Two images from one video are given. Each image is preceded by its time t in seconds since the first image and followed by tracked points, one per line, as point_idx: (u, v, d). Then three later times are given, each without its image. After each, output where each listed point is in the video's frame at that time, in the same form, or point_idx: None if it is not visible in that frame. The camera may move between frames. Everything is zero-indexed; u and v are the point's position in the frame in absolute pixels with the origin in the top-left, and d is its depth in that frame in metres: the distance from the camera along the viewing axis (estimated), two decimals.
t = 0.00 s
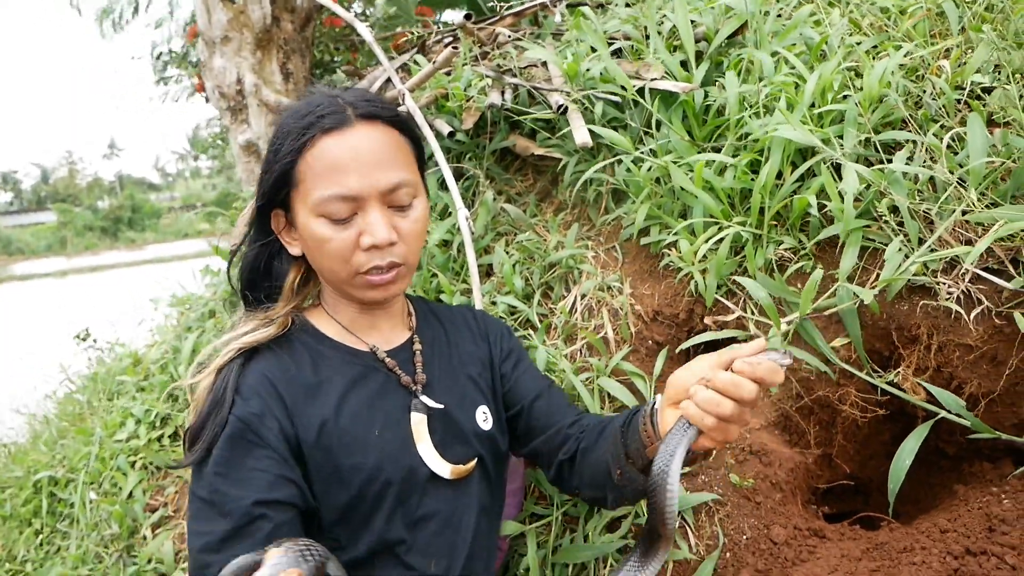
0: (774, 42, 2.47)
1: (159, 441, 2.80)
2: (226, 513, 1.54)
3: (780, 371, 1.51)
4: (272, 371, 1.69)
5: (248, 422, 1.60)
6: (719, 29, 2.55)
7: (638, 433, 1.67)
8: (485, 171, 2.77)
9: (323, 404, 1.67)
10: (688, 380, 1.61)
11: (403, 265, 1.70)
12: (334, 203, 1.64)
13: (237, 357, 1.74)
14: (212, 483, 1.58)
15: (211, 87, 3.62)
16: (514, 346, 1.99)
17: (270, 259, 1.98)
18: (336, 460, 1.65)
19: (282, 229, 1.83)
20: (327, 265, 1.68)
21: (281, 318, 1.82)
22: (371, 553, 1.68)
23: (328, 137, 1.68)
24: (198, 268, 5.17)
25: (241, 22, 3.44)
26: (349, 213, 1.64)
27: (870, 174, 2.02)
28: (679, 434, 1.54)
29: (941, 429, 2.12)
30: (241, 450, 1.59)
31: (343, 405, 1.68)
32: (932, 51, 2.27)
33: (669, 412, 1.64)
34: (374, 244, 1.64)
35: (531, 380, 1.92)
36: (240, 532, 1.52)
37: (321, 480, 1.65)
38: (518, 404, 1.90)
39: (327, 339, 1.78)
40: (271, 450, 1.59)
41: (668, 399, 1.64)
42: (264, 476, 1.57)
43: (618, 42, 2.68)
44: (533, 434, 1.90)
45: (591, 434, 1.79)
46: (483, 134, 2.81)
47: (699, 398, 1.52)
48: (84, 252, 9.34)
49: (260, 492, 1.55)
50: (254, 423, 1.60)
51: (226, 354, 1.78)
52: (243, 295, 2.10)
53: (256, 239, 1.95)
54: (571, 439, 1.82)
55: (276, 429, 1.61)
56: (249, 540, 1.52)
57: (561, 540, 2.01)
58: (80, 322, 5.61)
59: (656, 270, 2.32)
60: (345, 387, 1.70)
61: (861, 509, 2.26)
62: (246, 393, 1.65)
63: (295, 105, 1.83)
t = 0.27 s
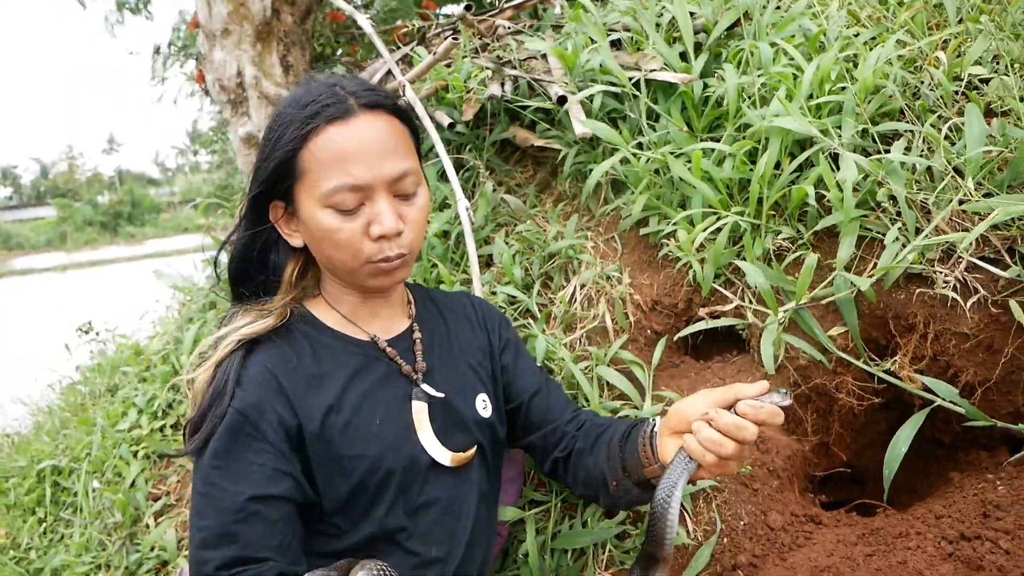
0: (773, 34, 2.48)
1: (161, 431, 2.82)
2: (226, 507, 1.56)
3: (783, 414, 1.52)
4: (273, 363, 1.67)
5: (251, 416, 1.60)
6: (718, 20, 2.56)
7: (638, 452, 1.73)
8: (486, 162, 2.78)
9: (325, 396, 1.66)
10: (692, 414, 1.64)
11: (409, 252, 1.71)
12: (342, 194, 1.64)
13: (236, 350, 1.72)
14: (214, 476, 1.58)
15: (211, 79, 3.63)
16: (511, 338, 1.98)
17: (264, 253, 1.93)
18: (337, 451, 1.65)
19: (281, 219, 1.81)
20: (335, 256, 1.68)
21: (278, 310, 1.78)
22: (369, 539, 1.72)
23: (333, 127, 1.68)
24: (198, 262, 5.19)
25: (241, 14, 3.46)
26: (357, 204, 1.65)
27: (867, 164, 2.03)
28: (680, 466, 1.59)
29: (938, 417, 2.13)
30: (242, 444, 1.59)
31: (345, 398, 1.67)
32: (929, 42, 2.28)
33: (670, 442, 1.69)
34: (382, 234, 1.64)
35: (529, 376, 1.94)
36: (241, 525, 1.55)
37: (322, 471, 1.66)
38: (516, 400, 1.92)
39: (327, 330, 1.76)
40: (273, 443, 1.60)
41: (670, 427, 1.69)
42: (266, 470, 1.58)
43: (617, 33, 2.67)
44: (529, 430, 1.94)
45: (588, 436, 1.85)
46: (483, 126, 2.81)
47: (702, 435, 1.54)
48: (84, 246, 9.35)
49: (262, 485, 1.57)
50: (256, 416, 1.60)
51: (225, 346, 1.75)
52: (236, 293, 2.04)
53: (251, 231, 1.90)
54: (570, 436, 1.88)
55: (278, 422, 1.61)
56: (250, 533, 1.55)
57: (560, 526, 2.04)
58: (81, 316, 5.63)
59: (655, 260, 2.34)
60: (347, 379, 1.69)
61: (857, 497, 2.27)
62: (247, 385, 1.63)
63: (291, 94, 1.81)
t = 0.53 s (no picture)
0: (770, 25, 2.48)
1: (161, 418, 2.84)
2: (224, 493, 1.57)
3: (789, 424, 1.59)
4: (275, 350, 1.67)
5: (251, 403, 1.61)
6: (716, 10, 2.57)
7: (648, 449, 1.80)
8: (484, 150, 2.79)
9: (326, 385, 1.65)
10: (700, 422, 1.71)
11: (411, 218, 1.71)
12: (343, 157, 1.66)
13: (238, 335, 1.73)
14: (213, 461, 1.60)
15: (211, 69, 3.63)
16: (516, 324, 2.00)
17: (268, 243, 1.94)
18: (336, 441, 1.65)
19: (282, 200, 1.82)
20: (336, 221, 1.67)
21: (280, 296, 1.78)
22: (367, 528, 1.69)
23: (333, 95, 1.71)
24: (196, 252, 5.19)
25: (241, 4, 3.45)
26: (358, 167, 1.67)
27: (862, 152, 2.06)
28: (690, 473, 1.67)
29: (931, 403, 2.15)
30: (242, 431, 1.60)
31: (345, 387, 1.67)
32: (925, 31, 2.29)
33: (679, 446, 1.76)
34: (383, 195, 1.66)
35: (535, 361, 1.97)
36: (236, 512, 1.56)
37: (319, 461, 1.65)
38: (524, 385, 1.96)
39: (329, 316, 1.76)
40: (272, 432, 1.60)
41: (678, 432, 1.75)
42: (264, 458, 1.59)
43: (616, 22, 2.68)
44: (538, 415, 1.98)
45: (598, 422, 1.90)
46: (482, 115, 2.81)
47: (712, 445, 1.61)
48: (83, 238, 9.36)
49: (259, 474, 1.58)
50: (257, 404, 1.61)
51: (227, 332, 1.76)
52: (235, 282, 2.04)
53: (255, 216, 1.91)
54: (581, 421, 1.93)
55: (278, 410, 1.61)
56: (244, 520, 1.56)
57: (557, 510, 2.05)
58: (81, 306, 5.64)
59: (651, 247, 2.36)
60: (347, 369, 1.68)
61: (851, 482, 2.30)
62: (248, 372, 1.64)
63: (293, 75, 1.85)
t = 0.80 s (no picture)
0: (764, 14, 2.49)
1: (159, 407, 2.85)
2: (241, 487, 1.56)
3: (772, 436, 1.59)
4: (295, 342, 1.64)
5: (270, 397, 1.59)
6: None
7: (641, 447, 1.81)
8: (481, 140, 2.79)
9: (345, 378, 1.63)
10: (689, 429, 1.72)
11: (439, 188, 1.71)
12: (371, 126, 1.70)
13: (257, 324, 1.69)
14: (230, 453, 1.58)
15: (207, 59, 3.63)
16: (530, 321, 2.00)
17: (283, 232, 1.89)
18: (353, 435, 1.63)
19: (305, 184, 1.79)
20: (366, 189, 1.67)
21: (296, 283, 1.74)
22: (374, 519, 1.69)
23: (358, 76, 1.77)
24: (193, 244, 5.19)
25: None
26: (386, 136, 1.70)
27: (856, 141, 2.06)
28: (672, 478, 1.74)
29: (926, 390, 2.16)
30: (260, 425, 1.58)
31: (362, 382, 1.64)
32: (918, 20, 2.29)
33: (666, 449, 1.78)
34: (413, 160, 1.67)
35: (546, 360, 1.98)
36: (253, 507, 1.55)
37: (336, 454, 1.64)
38: (535, 383, 1.98)
39: (348, 308, 1.72)
40: (291, 426, 1.58)
41: (666, 436, 1.77)
42: (283, 453, 1.57)
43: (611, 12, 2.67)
44: (545, 410, 2.01)
45: (597, 417, 1.92)
46: (478, 105, 2.81)
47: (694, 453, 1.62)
48: (81, 230, 9.36)
49: (278, 468, 1.57)
50: (276, 397, 1.59)
51: (243, 320, 1.71)
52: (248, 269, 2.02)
53: (275, 202, 1.87)
54: (584, 417, 1.93)
55: (297, 403, 1.59)
56: (262, 515, 1.55)
57: (555, 496, 2.07)
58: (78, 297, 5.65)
59: (648, 236, 2.37)
60: (364, 363, 1.65)
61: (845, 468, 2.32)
62: (267, 364, 1.61)
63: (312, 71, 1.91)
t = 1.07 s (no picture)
0: (758, 8, 2.49)
1: (154, 403, 2.85)
2: (246, 475, 1.55)
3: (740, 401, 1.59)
4: (303, 331, 1.62)
5: (277, 386, 1.57)
6: None
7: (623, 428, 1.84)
8: (476, 135, 2.79)
9: (352, 371, 1.62)
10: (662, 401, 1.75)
11: (459, 188, 1.70)
12: (400, 119, 1.68)
13: (265, 311, 1.67)
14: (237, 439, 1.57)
15: (202, 54, 3.63)
16: (533, 317, 1.97)
17: (298, 220, 1.89)
18: (358, 428, 1.62)
19: (324, 169, 1.76)
20: (388, 180, 1.65)
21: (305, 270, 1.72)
22: (372, 511, 1.69)
23: (391, 69, 1.76)
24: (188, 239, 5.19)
25: None
26: (414, 131, 1.69)
27: (848, 135, 2.06)
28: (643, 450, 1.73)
29: (919, 383, 2.17)
30: (268, 413, 1.56)
31: (368, 374, 1.63)
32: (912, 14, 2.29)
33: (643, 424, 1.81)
34: (437, 157, 1.66)
35: (547, 357, 1.96)
36: (260, 494, 1.55)
37: (340, 446, 1.63)
38: (534, 380, 1.97)
39: (356, 299, 1.70)
40: (297, 417, 1.57)
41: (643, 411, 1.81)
42: (289, 443, 1.57)
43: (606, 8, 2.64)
44: (543, 406, 2.00)
45: (589, 413, 1.93)
46: (473, 99, 2.81)
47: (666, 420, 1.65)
48: (76, 226, 9.35)
49: (283, 458, 1.56)
50: (283, 387, 1.57)
51: (249, 308, 1.70)
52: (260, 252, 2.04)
53: (290, 188, 1.86)
54: (580, 416, 1.94)
55: (304, 394, 1.58)
56: (266, 504, 1.55)
57: (550, 490, 2.08)
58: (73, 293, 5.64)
59: (643, 231, 2.38)
60: (372, 356, 1.64)
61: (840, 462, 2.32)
62: (275, 352, 1.59)
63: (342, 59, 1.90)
